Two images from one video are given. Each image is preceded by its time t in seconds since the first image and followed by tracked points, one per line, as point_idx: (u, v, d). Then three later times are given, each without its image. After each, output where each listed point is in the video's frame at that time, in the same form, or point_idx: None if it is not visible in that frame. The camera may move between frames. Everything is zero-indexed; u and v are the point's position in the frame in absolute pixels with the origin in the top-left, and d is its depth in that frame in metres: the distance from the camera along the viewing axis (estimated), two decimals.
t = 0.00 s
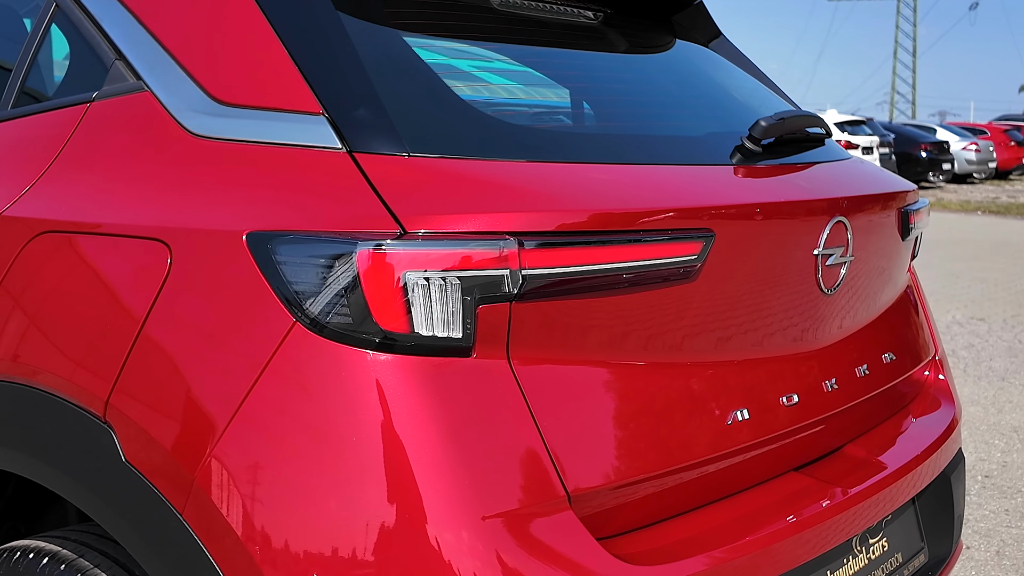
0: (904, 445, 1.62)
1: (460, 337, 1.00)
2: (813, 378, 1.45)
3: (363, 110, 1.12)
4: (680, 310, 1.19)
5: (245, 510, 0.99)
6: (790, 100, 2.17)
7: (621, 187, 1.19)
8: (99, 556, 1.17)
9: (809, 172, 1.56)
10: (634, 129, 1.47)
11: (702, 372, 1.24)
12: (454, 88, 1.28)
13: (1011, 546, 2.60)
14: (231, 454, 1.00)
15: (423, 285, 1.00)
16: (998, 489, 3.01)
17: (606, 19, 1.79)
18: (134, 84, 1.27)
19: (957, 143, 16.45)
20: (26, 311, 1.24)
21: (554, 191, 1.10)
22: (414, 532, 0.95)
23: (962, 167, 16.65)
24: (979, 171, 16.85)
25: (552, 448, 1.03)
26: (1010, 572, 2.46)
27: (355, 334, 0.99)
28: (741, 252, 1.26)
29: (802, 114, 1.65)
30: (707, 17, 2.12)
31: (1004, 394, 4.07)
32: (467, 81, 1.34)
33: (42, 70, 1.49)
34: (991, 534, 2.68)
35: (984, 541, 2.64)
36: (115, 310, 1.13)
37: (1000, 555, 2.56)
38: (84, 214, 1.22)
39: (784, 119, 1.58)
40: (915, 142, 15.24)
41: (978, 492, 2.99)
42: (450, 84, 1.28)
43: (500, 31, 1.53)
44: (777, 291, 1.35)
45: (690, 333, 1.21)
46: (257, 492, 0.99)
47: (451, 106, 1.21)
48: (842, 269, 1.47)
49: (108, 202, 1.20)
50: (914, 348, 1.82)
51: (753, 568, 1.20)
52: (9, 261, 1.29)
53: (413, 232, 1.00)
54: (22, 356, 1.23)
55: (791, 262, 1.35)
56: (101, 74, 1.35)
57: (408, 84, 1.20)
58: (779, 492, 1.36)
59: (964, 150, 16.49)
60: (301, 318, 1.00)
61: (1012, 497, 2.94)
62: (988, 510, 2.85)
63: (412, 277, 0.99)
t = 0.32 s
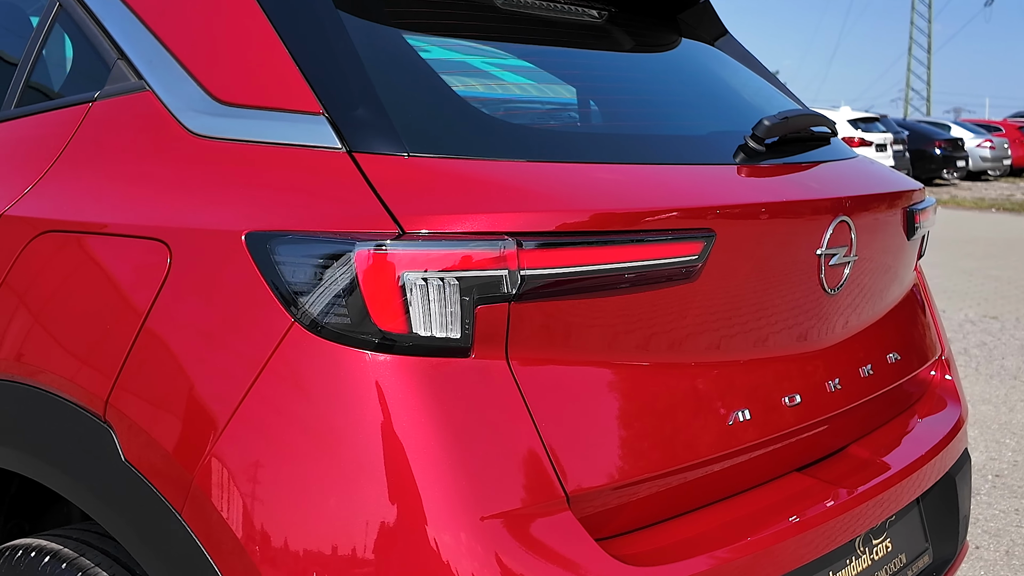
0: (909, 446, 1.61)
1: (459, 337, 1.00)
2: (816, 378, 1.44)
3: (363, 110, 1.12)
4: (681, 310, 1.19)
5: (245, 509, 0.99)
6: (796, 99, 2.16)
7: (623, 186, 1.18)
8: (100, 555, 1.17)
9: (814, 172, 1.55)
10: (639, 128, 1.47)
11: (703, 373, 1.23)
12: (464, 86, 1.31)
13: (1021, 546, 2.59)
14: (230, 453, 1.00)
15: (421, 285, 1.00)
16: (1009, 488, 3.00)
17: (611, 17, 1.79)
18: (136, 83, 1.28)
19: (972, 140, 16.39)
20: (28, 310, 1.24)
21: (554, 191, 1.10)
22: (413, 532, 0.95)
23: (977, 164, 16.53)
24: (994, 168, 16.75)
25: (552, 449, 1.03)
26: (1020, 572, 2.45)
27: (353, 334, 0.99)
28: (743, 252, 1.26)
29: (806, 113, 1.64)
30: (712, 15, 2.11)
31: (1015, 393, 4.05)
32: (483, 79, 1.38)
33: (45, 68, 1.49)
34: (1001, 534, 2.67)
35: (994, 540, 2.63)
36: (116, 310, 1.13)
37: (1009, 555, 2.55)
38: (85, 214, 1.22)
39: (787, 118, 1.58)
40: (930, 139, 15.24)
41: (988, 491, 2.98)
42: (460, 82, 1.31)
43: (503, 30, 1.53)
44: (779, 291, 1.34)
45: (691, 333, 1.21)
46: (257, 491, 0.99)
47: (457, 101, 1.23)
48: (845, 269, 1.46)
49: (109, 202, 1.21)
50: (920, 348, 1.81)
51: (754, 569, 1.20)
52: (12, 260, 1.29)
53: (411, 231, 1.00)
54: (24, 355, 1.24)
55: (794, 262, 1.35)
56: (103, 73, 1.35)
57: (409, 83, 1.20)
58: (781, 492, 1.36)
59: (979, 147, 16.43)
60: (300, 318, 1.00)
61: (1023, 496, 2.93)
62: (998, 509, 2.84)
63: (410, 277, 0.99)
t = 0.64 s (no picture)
0: (915, 446, 1.60)
1: (459, 337, 1.00)
2: (821, 377, 1.44)
3: (364, 110, 1.12)
4: (684, 310, 1.18)
5: (247, 508, 0.99)
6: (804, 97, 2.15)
7: (627, 185, 1.18)
8: (104, 553, 1.18)
9: (820, 171, 1.54)
10: (645, 127, 1.46)
11: (706, 373, 1.23)
12: (475, 85, 1.33)
13: None
14: (232, 452, 1.00)
15: (422, 284, 0.99)
16: (1021, 489, 2.98)
17: (616, 15, 1.79)
18: (140, 83, 1.28)
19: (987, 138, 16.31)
20: (33, 309, 1.25)
21: (556, 191, 1.10)
22: (412, 531, 0.95)
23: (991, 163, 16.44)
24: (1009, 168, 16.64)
25: (552, 448, 1.03)
26: None
27: (354, 334, 0.99)
28: (747, 251, 1.25)
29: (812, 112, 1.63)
30: (720, 12, 2.11)
31: None
32: (494, 78, 1.40)
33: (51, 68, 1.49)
34: (1013, 534, 2.65)
35: (1005, 541, 2.62)
36: (120, 308, 1.13)
37: (1021, 556, 2.53)
38: (89, 213, 1.22)
39: (794, 117, 1.57)
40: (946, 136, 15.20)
41: (999, 492, 2.96)
42: (471, 81, 1.33)
43: (508, 28, 1.53)
44: (783, 291, 1.33)
45: (694, 334, 1.21)
46: (258, 490, 0.99)
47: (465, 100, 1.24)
48: (851, 268, 1.45)
49: (113, 201, 1.21)
50: (928, 347, 1.80)
51: (758, 569, 1.19)
52: (17, 259, 1.30)
53: (413, 231, 1.00)
54: (29, 354, 1.24)
55: (799, 261, 1.34)
56: (108, 73, 1.35)
57: (411, 83, 1.20)
58: (785, 492, 1.35)
59: (994, 145, 16.35)
60: (301, 317, 1.00)
61: None
62: (1009, 510, 2.83)
63: (410, 276, 0.99)
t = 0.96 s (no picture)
0: (924, 447, 1.59)
1: (462, 336, 1.00)
2: (829, 377, 1.43)
3: (368, 109, 1.12)
4: (689, 309, 1.18)
5: (252, 507, 0.99)
6: (814, 95, 2.14)
7: (632, 184, 1.17)
8: (110, 551, 1.18)
9: (828, 170, 1.53)
10: (653, 127, 1.46)
11: (712, 373, 1.22)
12: (487, 84, 1.34)
13: None
14: (236, 451, 1.00)
15: (424, 284, 0.99)
16: None
17: (624, 14, 1.78)
18: (145, 82, 1.28)
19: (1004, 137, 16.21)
20: (40, 308, 1.25)
21: (561, 190, 1.09)
22: (416, 530, 0.95)
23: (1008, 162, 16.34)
24: None
25: (556, 447, 1.03)
26: None
27: (357, 333, 0.99)
28: (754, 251, 1.24)
29: (820, 110, 1.62)
30: (729, 11, 2.10)
31: None
32: (504, 77, 1.40)
33: (58, 68, 1.50)
34: None
35: (1020, 543, 2.60)
36: (125, 307, 1.14)
37: None
38: (95, 212, 1.23)
39: (802, 115, 1.56)
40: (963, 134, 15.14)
41: (1014, 493, 2.94)
42: (484, 80, 1.34)
43: (515, 27, 1.52)
44: (790, 291, 1.32)
45: (699, 333, 1.20)
46: (263, 489, 0.99)
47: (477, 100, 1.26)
48: (859, 268, 1.44)
49: (118, 201, 1.21)
50: (939, 348, 1.78)
51: (764, 570, 1.19)
52: (24, 258, 1.30)
53: (416, 230, 1.00)
54: (35, 353, 1.24)
55: (806, 261, 1.33)
56: (114, 73, 1.36)
57: (417, 83, 1.20)
58: (792, 493, 1.34)
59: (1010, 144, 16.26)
60: (304, 317, 1.00)
61: None
62: None
63: (413, 275, 0.99)
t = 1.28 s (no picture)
0: (935, 448, 1.58)
1: (466, 336, 1.00)
2: (838, 378, 1.42)
3: (373, 108, 1.12)
4: (695, 309, 1.17)
5: (257, 506, 1.00)
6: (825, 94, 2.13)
7: (639, 183, 1.17)
8: (116, 549, 1.19)
9: (838, 168, 1.52)
10: (662, 125, 1.45)
11: (718, 373, 1.22)
12: (502, 83, 1.35)
13: None
14: (242, 450, 1.00)
15: (428, 284, 0.99)
16: None
17: (633, 12, 1.77)
18: (153, 82, 1.29)
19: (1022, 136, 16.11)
20: (47, 307, 1.26)
21: (567, 189, 1.09)
22: (421, 529, 0.95)
23: None
24: None
25: (561, 446, 1.02)
26: None
27: (361, 333, 0.99)
28: (761, 251, 1.23)
29: (830, 109, 1.61)
30: (739, 9, 2.09)
31: None
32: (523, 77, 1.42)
33: (66, 66, 1.51)
34: None
35: None
36: (131, 307, 1.14)
37: None
38: (102, 212, 1.23)
39: (811, 114, 1.55)
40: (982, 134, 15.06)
41: None
42: (499, 79, 1.36)
43: (524, 26, 1.52)
44: (799, 291, 1.32)
45: (705, 333, 1.19)
46: (268, 488, 0.99)
47: (492, 99, 1.28)
48: (869, 268, 1.43)
49: (125, 200, 1.22)
50: (950, 348, 1.77)
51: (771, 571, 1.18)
52: (31, 256, 1.31)
53: (420, 230, 1.00)
54: (43, 353, 1.25)
55: (815, 261, 1.32)
56: (121, 73, 1.36)
57: (423, 82, 1.20)
58: (801, 493, 1.34)
59: None
60: (308, 317, 1.00)
61: None
62: None
63: (416, 275, 0.99)
